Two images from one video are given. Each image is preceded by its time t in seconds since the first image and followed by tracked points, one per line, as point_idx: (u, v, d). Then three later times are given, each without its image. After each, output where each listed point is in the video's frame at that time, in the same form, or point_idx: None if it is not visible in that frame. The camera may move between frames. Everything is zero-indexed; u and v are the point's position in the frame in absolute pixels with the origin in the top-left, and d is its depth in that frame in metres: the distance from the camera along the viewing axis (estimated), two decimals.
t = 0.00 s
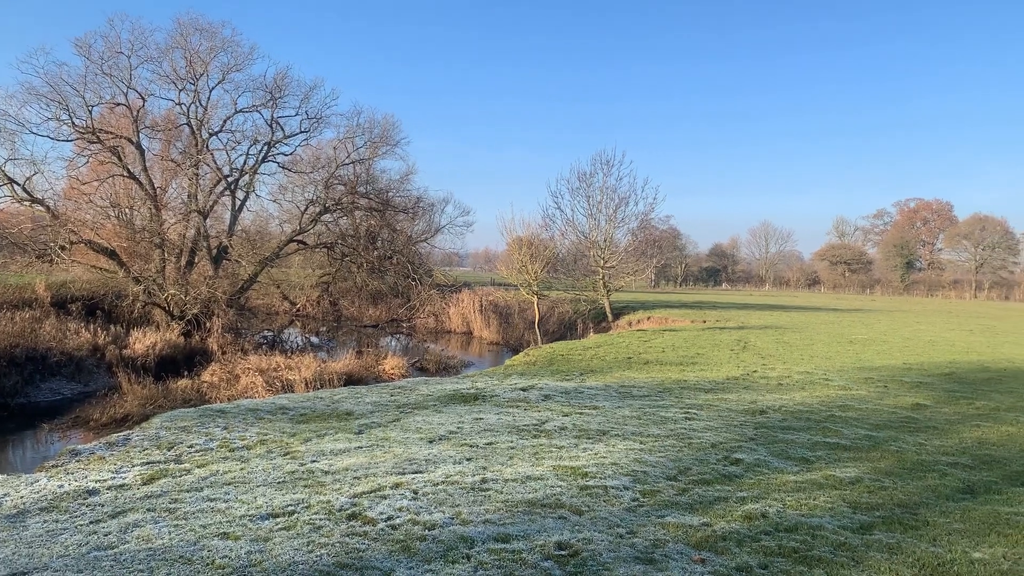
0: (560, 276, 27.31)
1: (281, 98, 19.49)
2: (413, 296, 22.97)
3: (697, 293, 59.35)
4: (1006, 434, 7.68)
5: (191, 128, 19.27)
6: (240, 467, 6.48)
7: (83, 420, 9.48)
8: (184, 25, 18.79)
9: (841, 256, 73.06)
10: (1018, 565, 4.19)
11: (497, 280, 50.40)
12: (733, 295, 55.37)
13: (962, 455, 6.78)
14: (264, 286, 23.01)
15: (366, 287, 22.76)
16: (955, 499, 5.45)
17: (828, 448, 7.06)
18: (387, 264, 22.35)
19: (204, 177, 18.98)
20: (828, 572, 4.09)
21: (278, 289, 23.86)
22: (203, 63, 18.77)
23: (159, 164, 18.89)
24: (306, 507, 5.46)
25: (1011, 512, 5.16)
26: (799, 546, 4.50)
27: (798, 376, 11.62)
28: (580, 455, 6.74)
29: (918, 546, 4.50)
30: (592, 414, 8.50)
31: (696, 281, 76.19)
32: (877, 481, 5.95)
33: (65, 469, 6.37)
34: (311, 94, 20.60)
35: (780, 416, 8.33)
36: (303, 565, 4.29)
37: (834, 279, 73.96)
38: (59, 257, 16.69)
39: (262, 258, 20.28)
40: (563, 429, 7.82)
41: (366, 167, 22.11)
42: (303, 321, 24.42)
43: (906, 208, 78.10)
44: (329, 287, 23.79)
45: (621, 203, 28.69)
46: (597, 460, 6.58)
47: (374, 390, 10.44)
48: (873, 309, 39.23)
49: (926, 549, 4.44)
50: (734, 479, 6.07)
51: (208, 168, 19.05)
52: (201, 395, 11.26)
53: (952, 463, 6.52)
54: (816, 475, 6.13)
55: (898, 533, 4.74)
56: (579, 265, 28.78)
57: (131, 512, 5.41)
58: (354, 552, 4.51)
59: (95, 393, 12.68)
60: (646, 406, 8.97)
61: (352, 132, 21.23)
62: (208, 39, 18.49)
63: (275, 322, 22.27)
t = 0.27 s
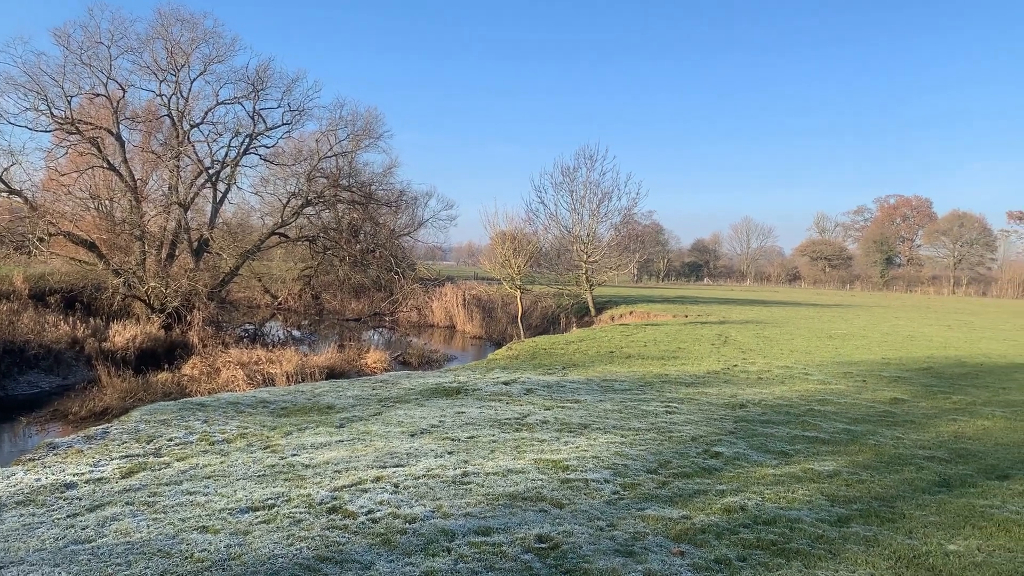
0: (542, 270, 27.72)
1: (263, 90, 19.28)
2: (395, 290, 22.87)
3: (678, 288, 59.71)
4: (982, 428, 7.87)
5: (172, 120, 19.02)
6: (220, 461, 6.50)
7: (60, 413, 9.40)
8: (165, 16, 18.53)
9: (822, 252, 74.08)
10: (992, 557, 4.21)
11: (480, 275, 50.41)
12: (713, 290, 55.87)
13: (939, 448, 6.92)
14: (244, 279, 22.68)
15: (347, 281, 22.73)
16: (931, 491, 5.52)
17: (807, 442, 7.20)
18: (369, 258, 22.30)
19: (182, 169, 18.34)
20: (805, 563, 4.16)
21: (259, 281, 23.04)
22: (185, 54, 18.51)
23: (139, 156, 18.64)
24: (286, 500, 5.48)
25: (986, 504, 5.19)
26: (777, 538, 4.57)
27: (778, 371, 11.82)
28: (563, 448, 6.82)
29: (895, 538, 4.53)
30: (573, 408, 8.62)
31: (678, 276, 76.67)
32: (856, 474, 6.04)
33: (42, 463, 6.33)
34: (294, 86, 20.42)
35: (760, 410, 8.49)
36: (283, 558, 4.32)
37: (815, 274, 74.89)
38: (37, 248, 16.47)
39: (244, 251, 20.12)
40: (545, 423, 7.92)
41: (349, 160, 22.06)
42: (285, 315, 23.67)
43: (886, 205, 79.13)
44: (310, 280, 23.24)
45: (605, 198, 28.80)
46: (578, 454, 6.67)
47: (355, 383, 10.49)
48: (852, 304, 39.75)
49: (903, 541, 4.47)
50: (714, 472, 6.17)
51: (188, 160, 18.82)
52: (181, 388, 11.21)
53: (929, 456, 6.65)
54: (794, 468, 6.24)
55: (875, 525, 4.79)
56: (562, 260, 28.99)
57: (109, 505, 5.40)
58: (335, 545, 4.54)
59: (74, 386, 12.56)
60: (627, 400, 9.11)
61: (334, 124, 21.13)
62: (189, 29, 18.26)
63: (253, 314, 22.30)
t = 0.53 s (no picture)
0: (525, 266, 28.05)
1: (246, 84, 19.11)
2: (378, 285, 23.64)
3: (661, 284, 60.20)
4: (962, 423, 8.05)
5: (155, 113, 18.80)
6: (202, 457, 6.51)
7: (41, 409, 9.29)
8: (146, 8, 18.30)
9: (805, 248, 75.27)
10: (969, 550, 4.30)
11: (465, 269, 50.55)
12: (696, 286, 56.56)
13: (919, 443, 7.07)
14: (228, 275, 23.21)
15: (331, 275, 23.23)
16: (912, 486, 5.64)
17: (789, 437, 7.33)
18: (354, 252, 22.43)
19: (166, 163, 18.44)
20: (786, 558, 4.25)
21: (242, 278, 23.99)
22: (167, 47, 18.28)
23: (121, 149, 18.42)
24: (269, 497, 5.49)
25: (965, 498, 5.30)
26: (759, 532, 4.66)
27: (760, 366, 12.00)
28: (546, 443, 6.89)
29: (875, 532, 4.62)
30: (558, 404, 8.72)
31: (662, 272, 77.29)
32: (837, 469, 6.16)
33: (20, 459, 6.28)
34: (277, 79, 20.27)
35: (742, 406, 8.63)
36: (266, 555, 4.34)
37: (798, 270, 75.96)
38: (16, 242, 16.20)
39: (227, 246, 19.93)
40: (529, 418, 8.02)
41: (333, 155, 21.94)
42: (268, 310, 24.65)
43: (868, 202, 80.13)
44: (294, 276, 24.37)
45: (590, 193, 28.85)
46: (562, 448, 6.74)
47: (338, 378, 10.50)
48: (833, 299, 40.46)
49: (882, 535, 4.56)
50: (697, 467, 6.26)
51: (171, 153, 18.53)
52: (164, 384, 11.14)
53: (910, 451, 6.79)
54: (777, 463, 6.35)
55: (856, 520, 4.89)
56: (547, 256, 29.14)
57: (90, 501, 5.38)
58: (318, 541, 4.57)
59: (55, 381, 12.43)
60: (611, 395, 9.24)
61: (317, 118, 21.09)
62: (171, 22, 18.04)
63: (238, 309, 22.77)
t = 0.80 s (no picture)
0: (514, 264, 28.04)
1: (233, 81, 18.94)
2: (367, 284, 23.66)
3: (648, 282, 60.53)
4: (947, 420, 8.17)
5: (140, 111, 18.58)
6: (188, 456, 6.46)
7: (25, 409, 9.17)
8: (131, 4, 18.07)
9: (792, 246, 76.00)
10: (954, 547, 4.36)
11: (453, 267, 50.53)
12: (683, 283, 57.00)
13: (905, 441, 7.17)
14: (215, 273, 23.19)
15: (318, 275, 23.15)
16: (898, 483, 5.73)
17: (776, 434, 7.40)
18: (341, 251, 22.27)
19: (152, 160, 18.20)
20: (773, 555, 4.29)
21: (229, 276, 23.93)
22: (152, 44, 18.06)
23: (106, 147, 18.20)
24: (256, 496, 5.47)
25: (950, 495, 5.39)
26: (747, 529, 4.71)
27: (747, 363, 12.10)
28: (535, 442, 6.91)
29: (862, 529, 4.68)
30: (545, 402, 8.75)
31: (650, 270, 77.70)
32: (823, 466, 6.23)
33: (3, 459, 6.21)
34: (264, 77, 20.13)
35: (730, 403, 8.72)
36: (253, 554, 4.33)
37: (785, 268, 76.67)
38: None
39: (213, 245, 19.77)
40: (517, 416, 8.05)
41: (320, 152, 21.83)
42: (255, 308, 24.68)
43: (853, 201, 80.96)
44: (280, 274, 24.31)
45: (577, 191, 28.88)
46: (550, 447, 6.77)
47: (325, 377, 10.46)
48: (819, 297, 40.92)
49: (869, 532, 4.62)
50: (684, 464, 6.30)
51: (156, 151, 18.24)
52: (151, 383, 11.05)
53: (896, 448, 6.88)
54: (763, 460, 6.42)
55: (843, 516, 4.95)
56: (535, 254, 29.18)
57: (74, 502, 5.32)
58: (304, 541, 4.56)
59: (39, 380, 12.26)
60: (598, 393, 9.29)
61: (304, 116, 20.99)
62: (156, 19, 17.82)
63: (225, 308, 22.46)
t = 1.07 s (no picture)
0: (503, 264, 28.14)
1: (220, 82, 18.83)
2: (355, 284, 23.54)
3: (635, 281, 60.78)
4: (933, 418, 8.27)
5: (126, 111, 18.42)
6: (175, 458, 6.43)
7: (10, 411, 9.07)
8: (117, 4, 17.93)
9: (779, 246, 76.40)
10: (940, 544, 4.42)
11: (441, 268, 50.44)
12: (671, 283, 57.18)
13: (891, 439, 7.25)
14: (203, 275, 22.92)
15: (306, 275, 23.13)
16: (885, 481, 5.80)
17: (763, 433, 7.46)
18: (329, 251, 22.19)
19: (139, 161, 18.06)
20: (761, 553, 4.34)
21: (217, 277, 23.70)
22: (139, 44, 17.91)
23: (92, 148, 18.04)
24: (244, 498, 5.44)
25: (935, 492, 5.47)
26: (735, 528, 4.76)
27: (735, 363, 12.19)
28: (524, 442, 6.93)
29: (849, 527, 4.74)
30: (534, 402, 8.79)
31: (638, 270, 77.91)
32: (811, 465, 6.29)
33: None
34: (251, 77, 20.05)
35: (717, 402, 8.80)
36: (241, 556, 4.32)
37: (772, 268, 77.16)
38: None
39: (201, 245, 19.63)
40: (506, 417, 8.07)
41: (308, 152, 21.76)
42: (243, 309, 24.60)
43: (840, 200, 81.66)
44: (268, 275, 24.20)
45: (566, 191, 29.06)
46: (539, 447, 6.79)
47: (314, 378, 10.42)
48: (805, 297, 41.33)
49: (857, 530, 4.67)
50: (672, 464, 6.35)
51: (143, 151, 18.11)
52: (138, 385, 10.97)
53: (882, 447, 6.96)
54: (751, 459, 6.47)
55: (830, 515, 5.01)
56: (524, 254, 29.27)
57: (61, 504, 5.28)
58: (292, 543, 4.55)
59: (24, 382, 12.13)
60: (586, 393, 9.34)
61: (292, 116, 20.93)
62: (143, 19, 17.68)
63: (213, 309, 22.38)
